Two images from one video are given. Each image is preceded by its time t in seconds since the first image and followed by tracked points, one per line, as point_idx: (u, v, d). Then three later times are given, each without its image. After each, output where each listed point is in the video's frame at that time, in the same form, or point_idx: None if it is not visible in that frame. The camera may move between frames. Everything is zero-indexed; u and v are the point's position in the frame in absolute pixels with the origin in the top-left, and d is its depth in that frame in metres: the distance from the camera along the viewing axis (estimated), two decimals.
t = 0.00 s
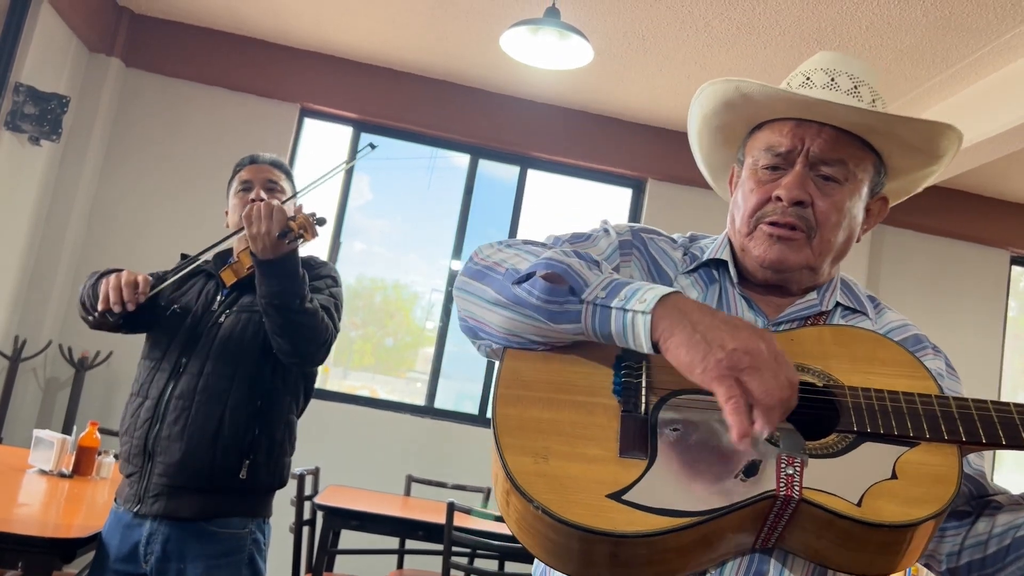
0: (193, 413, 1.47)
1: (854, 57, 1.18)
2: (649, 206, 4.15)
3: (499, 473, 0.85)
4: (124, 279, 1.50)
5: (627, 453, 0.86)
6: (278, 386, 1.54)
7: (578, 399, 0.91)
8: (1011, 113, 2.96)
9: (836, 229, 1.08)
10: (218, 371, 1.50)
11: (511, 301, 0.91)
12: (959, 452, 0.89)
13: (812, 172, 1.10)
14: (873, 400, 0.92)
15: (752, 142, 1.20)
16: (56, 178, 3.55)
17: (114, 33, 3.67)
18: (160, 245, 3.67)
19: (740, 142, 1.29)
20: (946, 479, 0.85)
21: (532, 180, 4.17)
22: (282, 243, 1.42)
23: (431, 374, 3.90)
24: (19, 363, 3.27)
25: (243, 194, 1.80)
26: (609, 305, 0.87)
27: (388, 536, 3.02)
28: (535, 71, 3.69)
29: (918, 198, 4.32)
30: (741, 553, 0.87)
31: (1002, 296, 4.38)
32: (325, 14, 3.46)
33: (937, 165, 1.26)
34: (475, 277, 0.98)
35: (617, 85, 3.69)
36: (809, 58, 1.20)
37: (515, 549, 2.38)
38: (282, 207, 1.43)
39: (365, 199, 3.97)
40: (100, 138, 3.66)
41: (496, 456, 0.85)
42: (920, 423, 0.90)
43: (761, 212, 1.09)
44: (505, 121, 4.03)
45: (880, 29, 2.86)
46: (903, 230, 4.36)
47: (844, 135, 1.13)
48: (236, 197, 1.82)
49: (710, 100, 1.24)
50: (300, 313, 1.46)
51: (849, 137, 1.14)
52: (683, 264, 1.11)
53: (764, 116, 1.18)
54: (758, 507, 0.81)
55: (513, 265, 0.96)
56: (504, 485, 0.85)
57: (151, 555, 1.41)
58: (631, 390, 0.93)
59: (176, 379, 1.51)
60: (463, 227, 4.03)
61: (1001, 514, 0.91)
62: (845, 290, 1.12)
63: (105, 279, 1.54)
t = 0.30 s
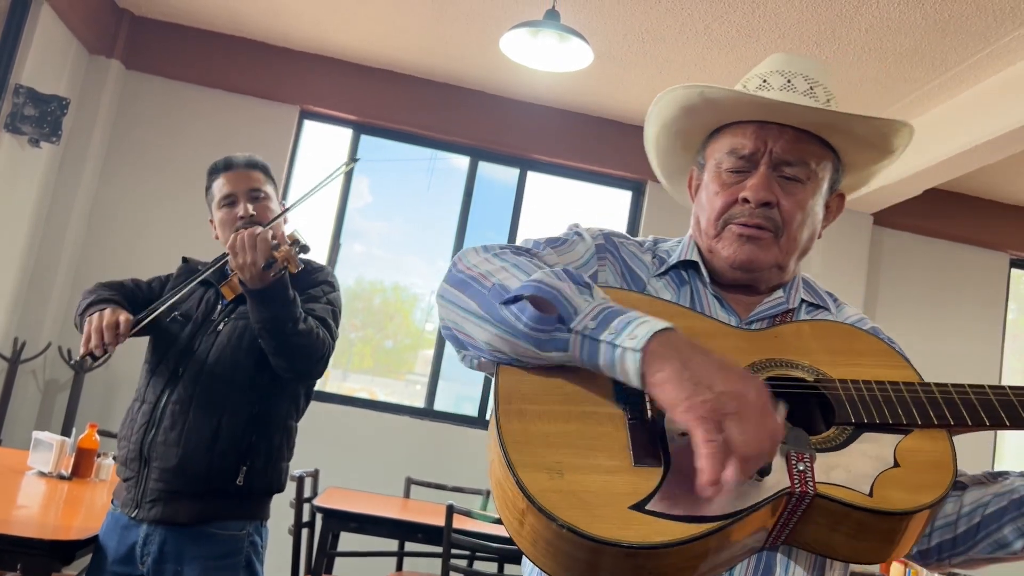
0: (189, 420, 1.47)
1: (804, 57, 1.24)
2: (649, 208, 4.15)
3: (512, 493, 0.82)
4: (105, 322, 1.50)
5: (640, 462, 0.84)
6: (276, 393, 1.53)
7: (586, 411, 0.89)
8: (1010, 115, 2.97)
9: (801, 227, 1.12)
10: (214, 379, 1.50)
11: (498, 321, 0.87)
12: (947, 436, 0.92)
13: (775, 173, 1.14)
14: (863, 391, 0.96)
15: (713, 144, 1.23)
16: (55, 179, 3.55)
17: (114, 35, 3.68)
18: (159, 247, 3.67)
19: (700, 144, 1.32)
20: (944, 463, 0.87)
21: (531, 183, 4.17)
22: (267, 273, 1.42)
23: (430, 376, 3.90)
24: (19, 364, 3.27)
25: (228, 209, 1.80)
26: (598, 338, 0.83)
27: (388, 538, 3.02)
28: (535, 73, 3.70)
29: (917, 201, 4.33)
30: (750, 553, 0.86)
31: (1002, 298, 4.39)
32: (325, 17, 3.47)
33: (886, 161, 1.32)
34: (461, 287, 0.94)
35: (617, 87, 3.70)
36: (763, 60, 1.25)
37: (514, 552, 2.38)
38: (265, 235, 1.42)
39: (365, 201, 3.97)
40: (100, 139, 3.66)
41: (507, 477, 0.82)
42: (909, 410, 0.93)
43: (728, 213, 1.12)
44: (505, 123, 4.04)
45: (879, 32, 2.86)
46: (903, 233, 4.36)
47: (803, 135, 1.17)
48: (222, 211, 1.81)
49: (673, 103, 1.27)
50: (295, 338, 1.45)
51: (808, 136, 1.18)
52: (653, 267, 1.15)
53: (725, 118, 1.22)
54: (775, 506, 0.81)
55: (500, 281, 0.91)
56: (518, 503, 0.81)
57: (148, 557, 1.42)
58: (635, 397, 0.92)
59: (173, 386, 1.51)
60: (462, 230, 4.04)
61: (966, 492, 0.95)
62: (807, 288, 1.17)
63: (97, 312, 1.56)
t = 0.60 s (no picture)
0: (186, 425, 1.47)
1: (765, 55, 1.29)
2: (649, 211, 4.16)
3: (523, 510, 0.79)
4: (107, 316, 1.47)
5: (650, 470, 0.83)
6: (273, 395, 1.53)
7: (587, 420, 0.89)
8: (1009, 118, 2.97)
9: (770, 222, 1.15)
10: (210, 383, 1.50)
11: (504, 322, 0.88)
12: (933, 428, 0.95)
13: (743, 170, 1.17)
14: (851, 389, 0.97)
15: (680, 143, 1.26)
16: (55, 181, 3.55)
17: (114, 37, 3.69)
18: (159, 249, 3.67)
19: (665, 143, 1.35)
20: (934, 455, 0.90)
21: (531, 186, 4.17)
22: (257, 279, 1.41)
23: (430, 379, 3.90)
24: (18, 366, 3.26)
25: (223, 208, 1.80)
26: (614, 322, 0.84)
27: (388, 540, 3.02)
28: (535, 76, 3.70)
29: (916, 203, 4.33)
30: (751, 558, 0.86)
31: (1001, 301, 4.39)
32: (325, 19, 3.47)
33: (846, 156, 1.37)
34: (451, 299, 0.94)
35: (617, 90, 3.70)
36: (725, 60, 1.30)
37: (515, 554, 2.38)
38: (256, 240, 1.39)
39: (364, 203, 3.97)
40: (99, 141, 3.66)
41: (518, 493, 0.78)
42: (898, 405, 0.95)
43: (699, 212, 1.15)
44: (505, 126, 4.04)
45: (879, 35, 2.87)
46: (902, 236, 4.37)
47: (768, 133, 1.21)
48: (219, 210, 1.81)
49: (638, 105, 1.29)
50: (285, 341, 1.45)
51: (772, 132, 1.22)
52: (628, 270, 1.17)
53: (692, 118, 1.25)
54: (783, 506, 0.82)
55: (495, 285, 0.92)
56: (529, 519, 0.78)
57: (147, 560, 1.41)
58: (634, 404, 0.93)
59: (169, 391, 1.50)
60: (462, 232, 4.04)
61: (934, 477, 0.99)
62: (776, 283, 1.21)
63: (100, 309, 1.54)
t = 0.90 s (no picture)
0: (184, 426, 1.46)
1: (744, 58, 1.31)
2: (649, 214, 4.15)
3: (516, 526, 0.80)
4: (109, 307, 1.49)
5: (643, 483, 0.85)
6: (270, 396, 1.53)
7: (579, 434, 0.89)
8: (1007, 121, 2.98)
9: (754, 225, 1.18)
10: (208, 384, 1.50)
11: (495, 342, 0.88)
12: (921, 429, 0.95)
13: (728, 174, 1.19)
14: (840, 392, 0.97)
15: (664, 148, 1.28)
16: (55, 184, 3.56)
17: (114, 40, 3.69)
18: (160, 251, 3.67)
19: (650, 149, 1.38)
20: (923, 458, 0.91)
21: (531, 188, 4.17)
22: (252, 273, 1.41)
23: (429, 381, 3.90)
24: (18, 368, 3.26)
25: (224, 206, 1.80)
26: (603, 348, 0.85)
27: (387, 543, 3.01)
28: (535, 78, 3.70)
29: (916, 207, 4.33)
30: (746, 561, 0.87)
31: (1001, 305, 4.39)
32: (325, 22, 3.48)
33: (829, 157, 1.39)
34: (443, 313, 0.93)
35: (616, 93, 3.70)
36: (707, 63, 1.32)
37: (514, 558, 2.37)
38: (252, 237, 1.41)
39: (364, 205, 3.97)
40: (100, 143, 3.67)
41: (511, 510, 0.80)
42: (885, 408, 0.96)
43: (685, 217, 1.17)
44: (505, 129, 4.04)
45: (878, 39, 2.87)
46: (902, 239, 4.37)
47: (752, 135, 1.23)
48: (220, 207, 1.80)
49: (622, 112, 1.32)
50: (281, 337, 1.44)
51: (756, 136, 1.23)
52: (616, 276, 1.19)
53: (675, 124, 1.27)
54: (774, 515, 0.83)
55: (489, 302, 0.91)
56: (523, 537, 0.79)
57: (145, 563, 1.41)
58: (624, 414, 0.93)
59: (167, 392, 1.50)
60: (462, 235, 4.04)
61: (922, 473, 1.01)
62: (762, 284, 1.23)
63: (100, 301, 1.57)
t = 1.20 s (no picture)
0: (184, 431, 1.46)
1: (742, 64, 1.31)
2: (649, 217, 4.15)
3: (494, 529, 0.82)
4: (112, 322, 1.48)
5: (620, 488, 0.87)
6: (270, 403, 1.53)
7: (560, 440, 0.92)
8: (1007, 125, 2.98)
9: (753, 232, 1.18)
10: (208, 390, 1.49)
11: (475, 354, 0.89)
12: (910, 437, 0.96)
13: (724, 182, 1.20)
14: (828, 400, 0.98)
15: (662, 156, 1.29)
16: (56, 186, 3.56)
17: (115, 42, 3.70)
18: (161, 253, 3.68)
19: (649, 158, 1.39)
20: (908, 466, 0.92)
21: (532, 191, 4.17)
22: (247, 290, 1.42)
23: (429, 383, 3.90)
24: (18, 370, 3.26)
25: (221, 214, 1.80)
26: (577, 358, 0.86)
27: (386, 546, 3.01)
28: (537, 81, 3.71)
29: (915, 210, 4.33)
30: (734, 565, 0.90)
31: (1001, 308, 4.39)
32: (326, 25, 3.49)
33: (827, 162, 1.39)
34: (429, 324, 0.96)
35: (617, 95, 3.71)
36: (700, 72, 1.32)
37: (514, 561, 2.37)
38: (245, 253, 1.41)
39: (365, 208, 3.97)
40: (101, 145, 3.67)
41: (489, 513, 0.82)
42: (873, 416, 0.96)
43: (683, 224, 1.18)
44: (505, 131, 4.05)
45: (879, 42, 2.88)
46: (902, 242, 4.37)
47: (747, 143, 1.23)
48: (217, 216, 1.81)
49: (620, 122, 1.34)
50: (280, 350, 1.45)
51: (753, 143, 1.24)
52: (615, 283, 1.21)
53: (670, 132, 1.28)
54: (753, 522, 0.85)
55: (470, 314, 0.92)
56: (501, 540, 0.81)
57: (146, 565, 1.41)
58: (609, 421, 0.95)
59: (167, 397, 1.50)
60: (463, 237, 4.04)
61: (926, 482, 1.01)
62: (763, 290, 1.23)
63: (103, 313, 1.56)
